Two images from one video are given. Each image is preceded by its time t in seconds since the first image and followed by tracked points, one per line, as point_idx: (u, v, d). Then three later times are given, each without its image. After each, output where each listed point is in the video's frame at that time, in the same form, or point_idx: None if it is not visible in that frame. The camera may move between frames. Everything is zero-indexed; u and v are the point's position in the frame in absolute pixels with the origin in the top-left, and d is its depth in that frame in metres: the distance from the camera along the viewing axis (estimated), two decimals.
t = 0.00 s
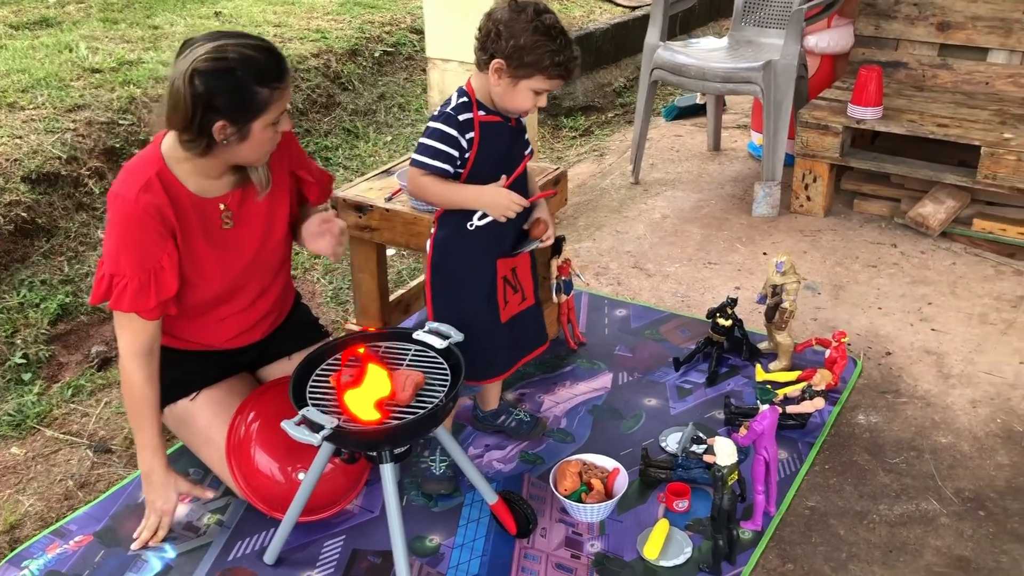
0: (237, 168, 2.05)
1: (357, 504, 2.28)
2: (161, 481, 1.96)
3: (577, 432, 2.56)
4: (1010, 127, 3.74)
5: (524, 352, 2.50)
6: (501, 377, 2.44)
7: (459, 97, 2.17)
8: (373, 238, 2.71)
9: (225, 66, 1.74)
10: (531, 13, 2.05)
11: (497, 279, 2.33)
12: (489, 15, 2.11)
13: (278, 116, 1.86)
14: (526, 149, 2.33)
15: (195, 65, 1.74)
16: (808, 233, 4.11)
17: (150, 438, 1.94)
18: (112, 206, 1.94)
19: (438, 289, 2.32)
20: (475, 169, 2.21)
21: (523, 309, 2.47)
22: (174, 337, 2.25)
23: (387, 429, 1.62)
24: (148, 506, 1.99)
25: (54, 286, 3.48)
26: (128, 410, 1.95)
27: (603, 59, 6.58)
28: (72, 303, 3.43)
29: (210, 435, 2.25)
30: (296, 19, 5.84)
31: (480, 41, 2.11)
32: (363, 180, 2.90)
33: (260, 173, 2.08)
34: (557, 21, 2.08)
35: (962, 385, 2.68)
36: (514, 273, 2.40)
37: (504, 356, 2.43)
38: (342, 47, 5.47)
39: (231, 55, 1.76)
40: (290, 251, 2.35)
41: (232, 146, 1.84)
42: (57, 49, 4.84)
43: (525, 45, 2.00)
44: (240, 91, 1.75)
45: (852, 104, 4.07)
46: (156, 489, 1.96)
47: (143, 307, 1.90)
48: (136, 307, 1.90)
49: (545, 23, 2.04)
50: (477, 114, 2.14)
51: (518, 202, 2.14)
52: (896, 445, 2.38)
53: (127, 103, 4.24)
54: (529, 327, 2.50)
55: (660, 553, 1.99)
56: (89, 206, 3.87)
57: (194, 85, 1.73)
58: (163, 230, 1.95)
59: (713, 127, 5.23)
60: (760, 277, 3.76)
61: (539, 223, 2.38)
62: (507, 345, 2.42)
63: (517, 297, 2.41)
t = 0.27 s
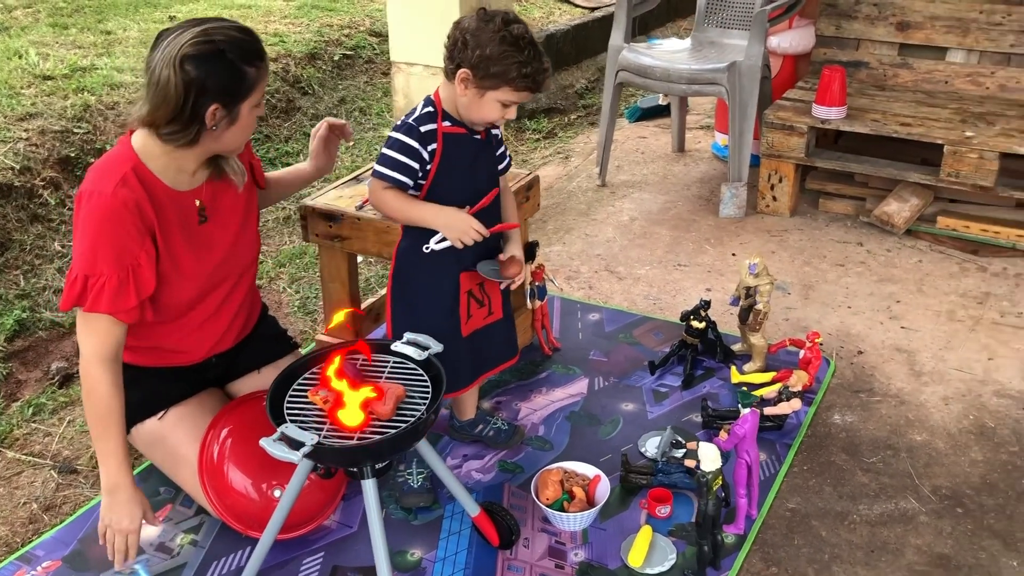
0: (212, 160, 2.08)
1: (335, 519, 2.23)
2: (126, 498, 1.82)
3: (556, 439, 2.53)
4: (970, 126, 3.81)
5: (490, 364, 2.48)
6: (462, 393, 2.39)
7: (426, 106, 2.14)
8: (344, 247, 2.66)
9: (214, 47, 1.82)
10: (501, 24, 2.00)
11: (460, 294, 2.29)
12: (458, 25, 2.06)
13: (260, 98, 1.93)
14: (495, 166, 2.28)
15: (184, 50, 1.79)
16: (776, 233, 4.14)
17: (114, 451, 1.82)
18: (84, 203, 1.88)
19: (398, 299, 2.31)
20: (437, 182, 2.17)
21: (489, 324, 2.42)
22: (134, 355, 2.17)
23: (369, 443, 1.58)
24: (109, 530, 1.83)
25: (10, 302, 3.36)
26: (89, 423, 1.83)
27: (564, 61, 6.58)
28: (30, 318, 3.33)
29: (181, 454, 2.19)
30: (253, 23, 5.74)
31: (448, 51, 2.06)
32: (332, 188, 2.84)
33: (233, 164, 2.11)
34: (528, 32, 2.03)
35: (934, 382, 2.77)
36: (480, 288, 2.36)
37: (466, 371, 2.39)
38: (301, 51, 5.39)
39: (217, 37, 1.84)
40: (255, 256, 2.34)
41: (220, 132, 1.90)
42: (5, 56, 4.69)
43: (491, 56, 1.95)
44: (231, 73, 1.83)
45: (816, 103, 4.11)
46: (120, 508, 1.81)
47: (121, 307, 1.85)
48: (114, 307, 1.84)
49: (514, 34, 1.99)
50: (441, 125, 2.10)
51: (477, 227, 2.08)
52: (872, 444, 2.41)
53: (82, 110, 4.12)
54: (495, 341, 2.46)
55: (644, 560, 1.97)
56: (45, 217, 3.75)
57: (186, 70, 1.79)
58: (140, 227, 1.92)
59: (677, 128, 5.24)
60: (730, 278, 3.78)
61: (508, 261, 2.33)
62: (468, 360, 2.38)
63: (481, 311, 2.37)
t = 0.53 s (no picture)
0: (196, 151, 2.03)
1: (327, 530, 2.20)
2: (129, 495, 1.79)
3: (548, 444, 2.52)
4: (947, 126, 3.85)
5: (474, 373, 2.42)
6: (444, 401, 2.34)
7: (411, 112, 2.10)
8: (331, 252, 2.62)
9: (191, 31, 1.77)
10: (495, 33, 1.95)
11: (442, 305, 2.26)
12: (450, 32, 2.02)
13: (241, 84, 1.88)
14: (481, 177, 2.23)
15: (160, 36, 1.75)
16: (757, 234, 4.16)
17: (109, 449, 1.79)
18: (65, 195, 1.83)
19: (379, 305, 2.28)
20: (419, 192, 2.14)
21: (473, 334, 2.38)
22: (119, 363, 2.11)
23: (368, 454, 1.55)
24: (116, 530, 1.79)
25: None
26: (81, 423, 1.79)
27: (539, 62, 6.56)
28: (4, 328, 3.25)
29: (170, 466, 2.15)
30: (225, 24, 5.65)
31: (439, 58, 2.03)
32: (316, 193, 2.80)
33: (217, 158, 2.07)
34: (521, 43, 1.98)
35: (920, 381, 2.81)
36: (465, 298, 2.32)
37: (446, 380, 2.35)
38: (274, 52, 5.32)
39: (193, 22, 1.79)
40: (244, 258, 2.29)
41: (201, 119, 1.85)
42: None
43: (480, 67, 1.91)
44: (209, 54, 1.78)
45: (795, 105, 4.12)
46: (125, 506, 1.77)
47: (103, 300, 1.80)
48: (95, 301, 1.79)
49: (506, 45, 1.94)
50: (426, 131, 2.07)
51: (455, 241, 2.06)
52: (863, 444, 2.44)
53: (52, 114, 4.02)
54: (479, 351, 2.41)
55: (643, 566, 1.96)
56: (16, 224, 3.66)
57: (162, 55, 1.74)
58: (122, 220, 1.87)
59: (655, 129, 5.23)
60: (713, 279, 3.78)
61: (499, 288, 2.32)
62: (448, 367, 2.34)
63: (466, 322, 2.33)
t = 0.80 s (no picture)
0: (204, 144, 2.01)
1: (337, 532, 2.18)
2: (131, 483, 1.78)
3: (556, 443, 2.51)
4: (946, 123, 3.85)
5: (482, 373, 2.41)
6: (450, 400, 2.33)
7: (422, 108, 2.11)
8: (336, 251, 2.60)
9: (195, 20, 1.75)
10: (512, 31, 1.96)
11: (449, 304, 2.24)
12: (466, 28, 2.01)
13: (248, 75, 1.85)
14: (493, 174, 2.22)
15: (164, 25, 1.73)
16: (756, 231, 4.14)
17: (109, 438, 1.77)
18: (69, 181, 1.81)
19: (388, 302, 2.27)
20: (429, 189, 2.13)
21: (481, 335, 2.37)
22: (126, 361, 2.09)
23: (385, 454, 1.53)
24: (120, 520, 1.78)
25: None
26: (80, 412, 1.78)
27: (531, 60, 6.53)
28: None
29: (177, 469, 2.12)
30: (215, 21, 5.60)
31: (453, 54, 2.02)
32: (319, 191, 2.77)
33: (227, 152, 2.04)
34: (537, 42, 1.98)
35: (925, 377, 2.81)
36: (474, 297, 2.30)
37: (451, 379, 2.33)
38: (265, 50, 5.28)
39: (198, 11, 1.77)
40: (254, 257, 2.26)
41: (207, 109, 1.82)
42: None
43: (496, 65, 1.90)
44: (213, 42, 1.75)
45: (793, 101, 4.11)
46: (128, 494, 1.77)
47: (98, 289, 1.77)
48: (90, 288, 1.76)
49: (523, 44, 1.94)
50: (436, 128, 2.07)
51: (466, 238, 2.05)
52: (871, 440, 2.44)
53: (42, 112, 3.96)
54: (485, 352, 2.40)
55: (657, 565, 1.97)
56: (8, 224, 3.62)
57: (165, 44, 1.72)
58: (125, 209, 1.84)
59: (651, 128, 5.18)
60: (715, 277, 3.76)
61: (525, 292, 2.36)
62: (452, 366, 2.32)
63: (474, 321, 2.32)
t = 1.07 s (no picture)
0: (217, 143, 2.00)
1: (347, 532, 2.18)
2: (120, 484, 1.78)
3: (565, 441, 2.50)
4: (947, 117, 3.84)
5: (494, 369, 2.42)
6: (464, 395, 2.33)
7: (435, 103, 2.10)
8: (342, 250, 2.59)
9: (213, 19, 1.74)
10: (528, 26, 1.97)
11: (464, 299, 2.25)
12: (481, 22, 2.02)
13: (264, 74, 1.85)
14: (504, 168, 2.23)
15: (183, 23, 1.72)
16: (758, 226, 4.11)
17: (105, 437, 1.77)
18: (83, 180, 1.81)
19: (402, 300, 2.26)
20: (444, 185, 2.14)
21: (494, 331, 2.38)
22: (136, 361, 2.08)
23: (401, 454, 1.52)
24: (104, 518, 1.78)
25: None
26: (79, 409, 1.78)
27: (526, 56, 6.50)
28: None
29: (184, 469, 2.11)
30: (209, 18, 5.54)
31: (468, 48, 2.02)
32: (323, 189, 2.75)
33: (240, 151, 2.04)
34: (553, 38, 2.00)
35: (931, 371, 2.81)
36: (487, 293, 2.31)
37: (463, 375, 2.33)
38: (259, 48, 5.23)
39: (216, 10, 1.76)
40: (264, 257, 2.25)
41: (223, 109, 1.81)
42: None
43: (514, 60, 1.91)
44: (231, 41, 1.74)
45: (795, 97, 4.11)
46: (115, 494, 1.77)
47: (110, 289, 1.77)
48: (103, 288, 1.76)
49: (540, 39, 1.95)
50: (451, 123, 2.07)
51: (483, 233, 2.06)
52: (881, 435, 2.48)
53: (38, 111, 3.90)
54: (497, 350, 2.41)
55: (670, 563, 1.98)
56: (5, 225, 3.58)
57: (183, 43, 1.71)
58: (139, 208, 1.83)
59: (650, 122, 5.10)
60: (718, 273, 3.72)
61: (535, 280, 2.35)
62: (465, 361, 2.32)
63: (487, 317, 2.33)
